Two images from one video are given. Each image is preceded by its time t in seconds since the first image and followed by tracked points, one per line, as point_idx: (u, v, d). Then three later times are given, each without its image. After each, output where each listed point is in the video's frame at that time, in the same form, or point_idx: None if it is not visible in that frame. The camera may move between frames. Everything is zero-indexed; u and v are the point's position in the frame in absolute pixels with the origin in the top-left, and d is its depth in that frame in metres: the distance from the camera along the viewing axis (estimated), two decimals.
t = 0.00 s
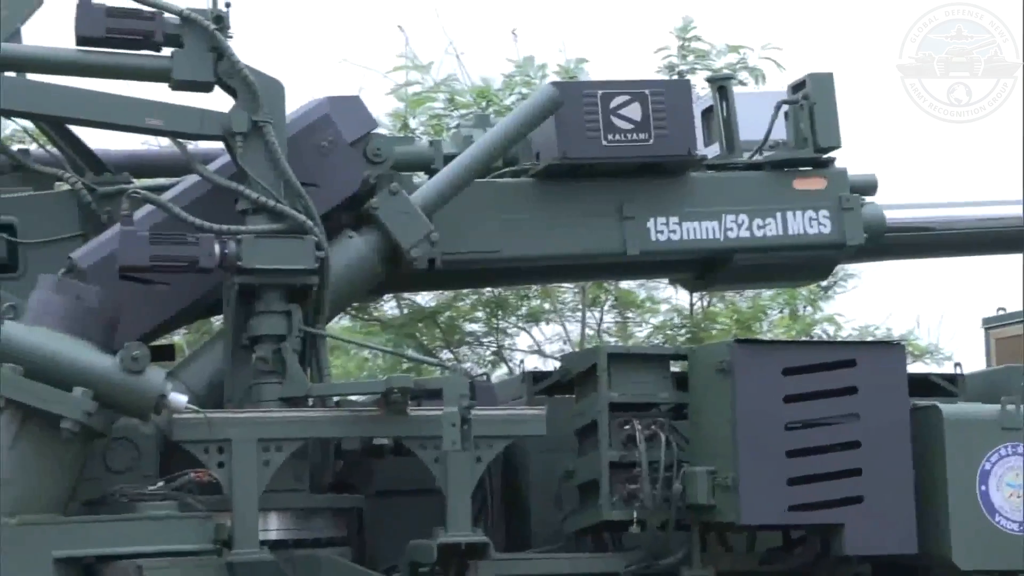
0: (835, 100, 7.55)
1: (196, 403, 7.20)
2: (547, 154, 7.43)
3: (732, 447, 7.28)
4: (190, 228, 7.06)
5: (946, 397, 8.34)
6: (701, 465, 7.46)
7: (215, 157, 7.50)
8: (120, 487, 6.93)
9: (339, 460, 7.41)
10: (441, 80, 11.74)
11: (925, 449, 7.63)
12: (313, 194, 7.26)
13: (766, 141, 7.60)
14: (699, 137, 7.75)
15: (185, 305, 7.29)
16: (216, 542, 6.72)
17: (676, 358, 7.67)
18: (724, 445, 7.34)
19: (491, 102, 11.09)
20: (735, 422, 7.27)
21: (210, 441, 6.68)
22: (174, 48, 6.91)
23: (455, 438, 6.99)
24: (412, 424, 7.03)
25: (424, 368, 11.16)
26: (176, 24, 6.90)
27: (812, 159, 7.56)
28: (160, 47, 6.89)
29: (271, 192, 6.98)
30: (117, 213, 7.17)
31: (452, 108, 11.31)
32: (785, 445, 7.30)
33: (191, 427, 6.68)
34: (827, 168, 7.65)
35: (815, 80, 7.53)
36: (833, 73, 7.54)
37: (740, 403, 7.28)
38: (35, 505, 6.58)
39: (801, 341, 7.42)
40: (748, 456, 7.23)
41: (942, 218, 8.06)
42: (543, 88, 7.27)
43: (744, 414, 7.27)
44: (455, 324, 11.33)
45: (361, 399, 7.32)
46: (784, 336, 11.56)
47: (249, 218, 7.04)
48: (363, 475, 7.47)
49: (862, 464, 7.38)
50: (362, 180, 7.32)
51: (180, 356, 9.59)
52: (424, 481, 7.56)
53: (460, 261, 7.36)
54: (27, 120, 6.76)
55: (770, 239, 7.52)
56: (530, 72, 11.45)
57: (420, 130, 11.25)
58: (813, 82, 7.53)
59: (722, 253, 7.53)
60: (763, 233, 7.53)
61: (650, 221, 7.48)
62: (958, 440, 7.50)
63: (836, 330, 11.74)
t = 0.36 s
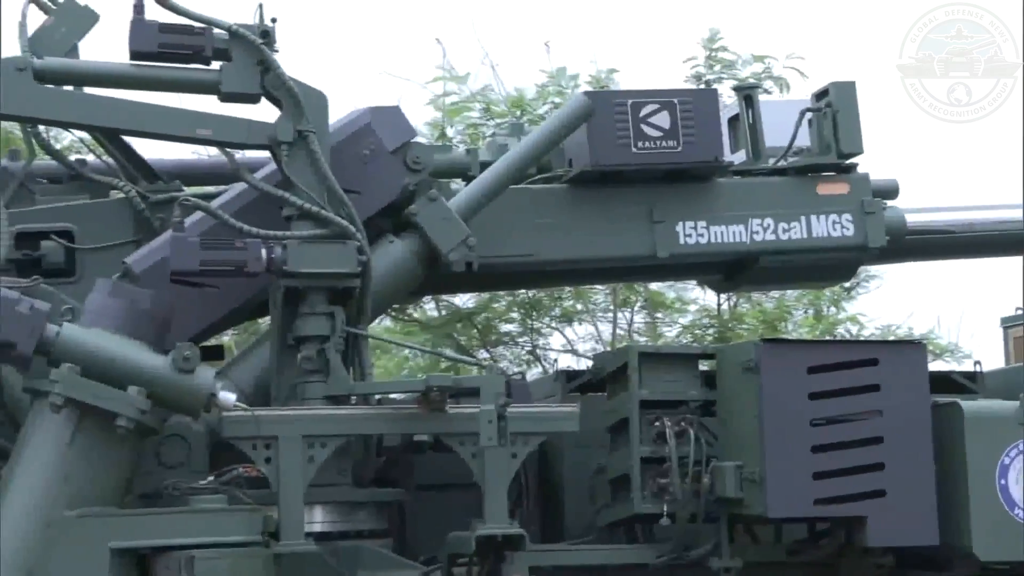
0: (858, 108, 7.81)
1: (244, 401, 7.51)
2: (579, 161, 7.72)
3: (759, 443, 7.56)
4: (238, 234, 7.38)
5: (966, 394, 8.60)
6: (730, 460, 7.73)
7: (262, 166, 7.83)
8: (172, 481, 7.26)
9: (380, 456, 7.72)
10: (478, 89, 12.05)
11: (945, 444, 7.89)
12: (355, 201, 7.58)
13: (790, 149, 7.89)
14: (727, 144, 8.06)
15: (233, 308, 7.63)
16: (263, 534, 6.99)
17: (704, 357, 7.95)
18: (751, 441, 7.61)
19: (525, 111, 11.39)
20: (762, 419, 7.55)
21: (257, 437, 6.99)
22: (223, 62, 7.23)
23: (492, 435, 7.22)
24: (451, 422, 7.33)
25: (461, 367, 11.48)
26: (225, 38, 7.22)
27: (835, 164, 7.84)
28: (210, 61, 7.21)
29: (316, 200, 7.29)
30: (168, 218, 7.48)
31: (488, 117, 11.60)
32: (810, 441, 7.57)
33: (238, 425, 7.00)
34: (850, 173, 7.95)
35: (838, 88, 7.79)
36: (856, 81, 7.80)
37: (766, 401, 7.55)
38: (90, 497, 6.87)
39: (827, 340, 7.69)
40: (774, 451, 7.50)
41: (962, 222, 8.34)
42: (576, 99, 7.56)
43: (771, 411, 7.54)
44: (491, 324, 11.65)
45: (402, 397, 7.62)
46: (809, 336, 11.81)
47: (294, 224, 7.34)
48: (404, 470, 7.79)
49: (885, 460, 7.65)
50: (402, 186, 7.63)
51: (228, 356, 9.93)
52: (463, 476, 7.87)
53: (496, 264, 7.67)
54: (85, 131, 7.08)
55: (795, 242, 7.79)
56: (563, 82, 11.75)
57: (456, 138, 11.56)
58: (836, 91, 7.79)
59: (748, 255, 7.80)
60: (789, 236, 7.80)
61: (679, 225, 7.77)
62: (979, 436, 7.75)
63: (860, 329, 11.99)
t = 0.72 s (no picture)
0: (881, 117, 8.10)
1: (292, 401, 7.85)
2: (613, 169, 8.02)
3: (787, 441, 7.84)
4: (287, 241, 7.72)
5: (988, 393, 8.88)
6: (759, 457, 8.02)
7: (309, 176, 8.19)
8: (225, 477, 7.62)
9: (424, 454, 8.15)
10: (514, 100, 12.39)
11: (968, 442, 8.15)
12: (397, 210, 7.91)
13: (816, 156, 8.18)
14: (755, 152, 8.36)
15: (283, 313, 7.98)
16: (310, 528, 7.25)
17: (734, 358, 8.26)
18: (780, 438, 7.90)
19: (559, 122, 11.71)
20: (790, 417, 7.84)
21: (305, 436, 7.19)
22: (272, 77, 7.57)
23: (529, 433, 7.41)
24: (491, 420, 7.46)
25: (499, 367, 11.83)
26: (275, 54, 7.56)
27: (860, 172, 8.13)
28: (259, 76, 7.55)
29: (360, 208, 7.61)
30: (221, 228, 7.88)
31: (524, 128, 11.93)
32: (837, 439, 7.85)
33: (287, 424, 7.16)
34: (874, 180, 8.22)
35: (863, 98, 8.08)
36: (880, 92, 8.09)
37: (794, 400, 7.85)
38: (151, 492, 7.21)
39: (853, 341, 7.96)
40: (801, 449, 7.79)
41: (983, 226, 8.61)
42: (609, 109, 7.84)
43: (798, 410, 7.84)
44: (528, 327, 11.98)
45: (441, 397, 7.83)
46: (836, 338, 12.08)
47: (340, 232, 7.69)
48: (445, 466, 8.12)
49: (910, 457, 7.90)
50: (441, 195, 7.95)
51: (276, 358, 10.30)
52: (502, 472, 8.19)
53: (533, 270, 7.99)
54: (142, 144, 7.43)
55: (821, 247, 8.07)
56: (597, 94, 12.07)
57: (494, 148, 11.89)
58: (860, 101, 8.08)
59: (776, 259, 8.11)
60: (815, 241, 8.08)
61: (709, 231, 8.06)
62: (1001, 433, 8.01)
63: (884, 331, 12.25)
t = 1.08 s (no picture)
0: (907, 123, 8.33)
1: (341, 399, 8.17)
2: (647, 175, 8.34)
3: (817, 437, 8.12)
4: (335, 245, 8.06)
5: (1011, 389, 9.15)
6: (790, 452, 8.31)
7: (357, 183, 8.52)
8: (279, 471, 7.99)
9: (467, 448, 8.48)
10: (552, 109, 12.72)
11: (991, 436, 8.42)
12: (440, 215, 8.25)
13: (844, 161, 8.47)
14: (784, 158, 8.64)
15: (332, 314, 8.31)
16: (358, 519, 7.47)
17: (765, 356, 8.57)
18: (810, 433, 8.19)
19: (596, 130, 12.03)
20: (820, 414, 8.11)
21: (354, 432, 7.44)
22: (320, 89, 7.91)
23: (569, 429, 7.72)
24: (532, 416, 7.77)
25: (539, 366, 12.17)
26: (322, 67, 7.90)
27: (886, 176, 8.41)
28: (308, 88, 7.89)
29: (405, 214, 7.94)
30: (273, 234, 8.26)
31: (562, 136, 12.26)
32: (866, 435, 8.12)
33: (338, 421, 7.44)
34: (901, 184, 8.52)
35: (889, 106, 8.32)
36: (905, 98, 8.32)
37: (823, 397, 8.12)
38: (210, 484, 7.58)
39: (880, 340, 8.24)
40: (831, 444, 8.07)
41: (1005, 228, 8.90)
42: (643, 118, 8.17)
43: (828, 407, 8.11)
44: (567, 328, 12.30)
45: (485, 395, 8.08)
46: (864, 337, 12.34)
47: (386, 237, 8.01)
48: (487, 461, 8.47)
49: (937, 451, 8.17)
50: (483, 201, 8.28)
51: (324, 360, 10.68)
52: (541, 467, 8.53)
53: (571, 272, 8.32)
54: (197, 154, 7.79)
55: (850, 249, 8.38)
56: (632, 103, 12.39)
57: (532, 156, 12.23)
58: (886, 108, 8.32)
59: (804, 260, 8.41)
60: (843, 243, 8.38)
61: (741, 234, 8.37)
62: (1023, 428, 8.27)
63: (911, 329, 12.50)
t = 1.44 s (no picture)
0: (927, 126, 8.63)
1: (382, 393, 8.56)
2: (676, 178, 8.66)
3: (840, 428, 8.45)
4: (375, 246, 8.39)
5: None
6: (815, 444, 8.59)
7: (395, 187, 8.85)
8: (324, 463, 8.35)
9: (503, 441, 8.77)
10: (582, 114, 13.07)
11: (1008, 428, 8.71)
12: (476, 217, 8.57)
13: (867, 163, 8.79)
14: (808, 160, 9.00)
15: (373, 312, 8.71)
16: (400, 509, 7.76)
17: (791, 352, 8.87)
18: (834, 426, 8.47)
19: (625, 134, 12.36)
20: (843, 405, 8.44)
21: (393, 424, 7.73)
22: (361, 96, 8.23)
23: (600, 422, 7.95)
24: (565, 410, 8.02)
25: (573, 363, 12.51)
26: (363, 76, 8.23)
27: (907, 177, 8.71)
28: (350, 96, 8.23)
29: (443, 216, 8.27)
30: (317, 235, 8.63)
31: (593, 140, 12.61)
32: (887, 426, 8.44)
33: (378, 413, 7.75)
34: (922, 185, 8.82)
35: (911, 109, 8.62)
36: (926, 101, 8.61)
37: (846, 388, 8.45)
38: (258, 477, 7.96)
39: (901, 335, 8.56)
40: (853, 434, 8.40)
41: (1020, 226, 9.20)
42: (672, 122, 8.47)
43: (851, 399, 8.44)
44: (599, 325, 12.62)
45: (520, 389, 8.28)
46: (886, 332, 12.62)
47: (424, 238, 8.32)
48: (522, 453, 8.81)
49: (956, 442, 8.46)
50: (517, 204, 8.61)
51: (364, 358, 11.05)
52: (574, 458, 8.86)
53: (602, 271, 8.65)
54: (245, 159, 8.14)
55: (873, 247, 8.68)
56: (660, 108, 12.73)
57: (564, 160, 12.56)
58: (908, 111, 8.62)
59: (828, 259, 8.71)
60: (866, 242, 8.68)
61: (766, 235, 8.69)
62: None
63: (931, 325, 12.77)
